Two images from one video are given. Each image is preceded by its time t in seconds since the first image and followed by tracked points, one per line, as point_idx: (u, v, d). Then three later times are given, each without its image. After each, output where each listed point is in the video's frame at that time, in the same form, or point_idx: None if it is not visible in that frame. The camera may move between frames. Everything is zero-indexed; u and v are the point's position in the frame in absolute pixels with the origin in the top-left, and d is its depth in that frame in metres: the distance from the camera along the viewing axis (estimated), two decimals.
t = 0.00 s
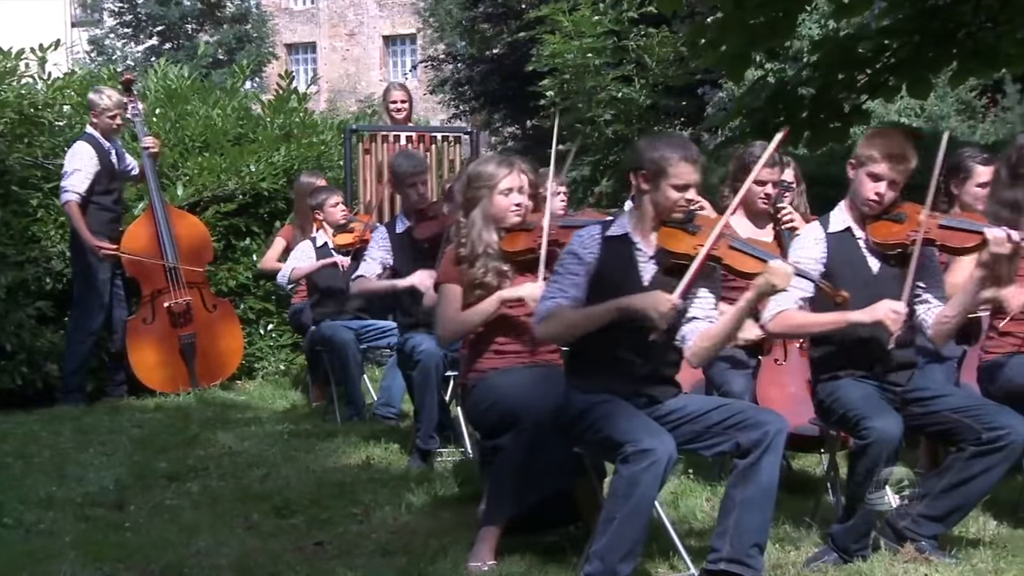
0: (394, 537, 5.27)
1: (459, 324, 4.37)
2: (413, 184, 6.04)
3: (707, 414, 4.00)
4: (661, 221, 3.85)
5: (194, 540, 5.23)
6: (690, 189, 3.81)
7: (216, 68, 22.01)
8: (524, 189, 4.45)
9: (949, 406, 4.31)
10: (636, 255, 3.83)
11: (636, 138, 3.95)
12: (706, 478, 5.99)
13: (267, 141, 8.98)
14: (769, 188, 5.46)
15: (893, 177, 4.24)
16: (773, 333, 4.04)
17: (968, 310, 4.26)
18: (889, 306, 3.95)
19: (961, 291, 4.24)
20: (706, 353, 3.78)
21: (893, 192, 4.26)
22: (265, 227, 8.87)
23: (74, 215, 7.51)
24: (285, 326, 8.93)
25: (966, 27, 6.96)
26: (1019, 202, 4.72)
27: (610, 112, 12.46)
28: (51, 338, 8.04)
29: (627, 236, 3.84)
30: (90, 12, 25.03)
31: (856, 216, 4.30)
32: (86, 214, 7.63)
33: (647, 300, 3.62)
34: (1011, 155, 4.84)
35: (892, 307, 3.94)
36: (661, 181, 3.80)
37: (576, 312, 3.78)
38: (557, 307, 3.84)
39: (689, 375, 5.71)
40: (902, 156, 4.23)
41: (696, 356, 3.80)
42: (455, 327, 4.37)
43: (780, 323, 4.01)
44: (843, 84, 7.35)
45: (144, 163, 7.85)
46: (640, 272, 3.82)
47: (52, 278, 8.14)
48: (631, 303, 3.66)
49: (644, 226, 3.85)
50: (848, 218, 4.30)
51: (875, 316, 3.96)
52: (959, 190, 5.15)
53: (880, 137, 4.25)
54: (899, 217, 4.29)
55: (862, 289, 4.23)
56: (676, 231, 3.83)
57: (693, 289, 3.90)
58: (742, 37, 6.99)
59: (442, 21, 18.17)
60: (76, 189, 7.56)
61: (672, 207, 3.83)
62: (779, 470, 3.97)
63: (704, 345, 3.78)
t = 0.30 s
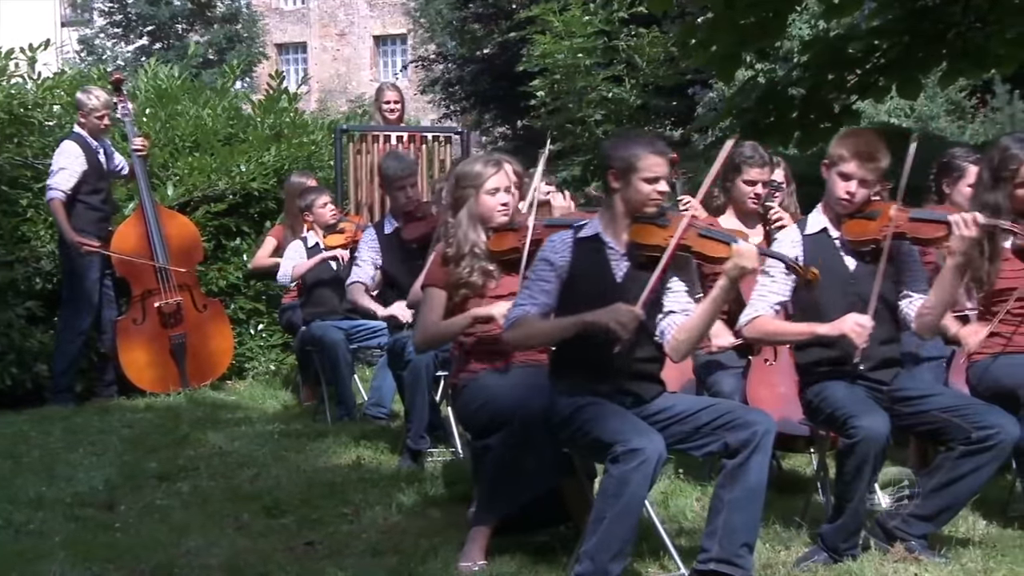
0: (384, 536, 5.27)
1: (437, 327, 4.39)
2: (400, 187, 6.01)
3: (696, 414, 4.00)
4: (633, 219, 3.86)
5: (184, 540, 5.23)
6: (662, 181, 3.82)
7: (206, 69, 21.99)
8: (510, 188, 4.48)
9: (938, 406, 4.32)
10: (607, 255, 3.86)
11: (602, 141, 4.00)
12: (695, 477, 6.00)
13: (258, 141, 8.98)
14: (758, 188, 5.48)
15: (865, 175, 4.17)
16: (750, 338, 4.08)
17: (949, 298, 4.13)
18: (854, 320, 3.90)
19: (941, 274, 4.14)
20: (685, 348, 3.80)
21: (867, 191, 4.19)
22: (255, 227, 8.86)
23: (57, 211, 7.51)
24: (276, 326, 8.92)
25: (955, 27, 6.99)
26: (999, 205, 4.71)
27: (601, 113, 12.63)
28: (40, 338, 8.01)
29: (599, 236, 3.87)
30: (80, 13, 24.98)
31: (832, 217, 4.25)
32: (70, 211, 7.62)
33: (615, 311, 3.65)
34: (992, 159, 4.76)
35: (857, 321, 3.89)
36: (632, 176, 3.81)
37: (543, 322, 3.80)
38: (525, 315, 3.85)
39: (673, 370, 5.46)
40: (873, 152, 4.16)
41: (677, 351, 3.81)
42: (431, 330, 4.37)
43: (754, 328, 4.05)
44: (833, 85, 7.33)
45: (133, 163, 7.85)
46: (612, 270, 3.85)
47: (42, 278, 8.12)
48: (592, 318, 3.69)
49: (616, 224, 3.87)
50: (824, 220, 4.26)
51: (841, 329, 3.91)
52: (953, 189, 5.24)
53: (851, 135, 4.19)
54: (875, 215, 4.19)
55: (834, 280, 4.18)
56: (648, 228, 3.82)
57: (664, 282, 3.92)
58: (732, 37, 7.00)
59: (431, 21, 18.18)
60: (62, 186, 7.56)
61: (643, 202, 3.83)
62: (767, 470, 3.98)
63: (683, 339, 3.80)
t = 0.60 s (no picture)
0: (371, 537, 5.27)
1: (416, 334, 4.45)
2: (388, 186, 6.02)
3: (681, 414, 4.01)
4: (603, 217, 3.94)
5: (171, 540, 5.23)
6: (626, 175, 3.90)
7: (193, 69, 21.95)
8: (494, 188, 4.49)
9: (921, 404, 4.33)
10: (580, 253, 3.93)
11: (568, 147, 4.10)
12: (682, 477, 6.00)
13: (244, 141, 8.97)
14: (745, 188, 5.47)
15: (827, 174, 4.20)
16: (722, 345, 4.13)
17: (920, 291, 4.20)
18: (802, 335, 3.95)
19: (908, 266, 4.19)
20: (671, 336, 3.85)
21: (831, 190, 4.22)
22: (242, 228, 8.85)
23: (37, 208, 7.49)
24: (263, 326, 8.92)
25: (942, 28, 7.07)
26: (987, 197, 4.82)
27: (588, 112, 13.00)
28: (26, 338, 8.04)
29: (571, 238, 3.95)
30: (66, 12, 24.90)
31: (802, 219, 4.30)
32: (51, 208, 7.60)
33: (580, 328, 3.76)
34: (978, 154, 4.85)
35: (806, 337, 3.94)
36: (598, 173, 3.90)
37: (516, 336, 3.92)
38: (498, 328, 3.97)
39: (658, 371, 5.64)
40: (831, 150, 4.18)
41: (663, 339, 3.85)
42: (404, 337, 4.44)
43: (727, 335, 4.09)
44: (819, 85, 7.34)
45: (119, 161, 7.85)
46: (586, 268, 3.91)
47: (28, 278, 8.10)
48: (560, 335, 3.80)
49: (587, 224, 3.96)
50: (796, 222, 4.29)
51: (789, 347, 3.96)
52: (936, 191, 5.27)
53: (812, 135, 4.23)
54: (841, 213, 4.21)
55: (805, 279, 4.19)
56: (616, 224, 3.89)
57: (639, 274, 3.96)
58: (719, 38, 7.01)
59: (418, 21, 18.17)
60: (44, 183, 7.54)
61: (610, 197, 3.90)
62: (752, 470, 3.98)
63: (667, 328, 3.85)
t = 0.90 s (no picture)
0: (355, 537, 5.27)
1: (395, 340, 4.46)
2: (375, 186, 6.08)
3: (663, 414, 4.02)
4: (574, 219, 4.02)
5: (154, 541, 5.22)
6: (595, 175, 4.01)
7: (176, 68, 21.86)
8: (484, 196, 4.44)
9: (899, 403, 4.34)
10: (556, 255, 3.97)
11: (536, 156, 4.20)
12: (666, 477, 6.02)
13: (228, 140, 8.96)
14: (730, 189, 5.48)
15: (791, 175, 4.35)
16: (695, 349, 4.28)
17: (883, 284, 4.18)
18: (751, 357, 4.04)
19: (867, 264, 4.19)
20: (650, 329, 3.91)
21: (796, 190, 4.36)
22: (226, 228, 8.84)
23: (14, 204, 7.47)
24: (247, 326, 8.91)
25: (925, 28, 7.10)
26: (985, 192, 4.75)
27: (572, 113, 12.93)
28: (9, 338, 8.08)
29: (545, 241, 4.00)
30: (48, 11, 24.76)
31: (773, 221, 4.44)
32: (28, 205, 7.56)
33: (552, 344, 3.80)
34: (973, 151, 4.83)
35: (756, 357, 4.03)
36: (567, 175, 4.00)
37: (494, 347, 3.96)
38: (475, 337, 4.00)
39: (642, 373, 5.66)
40: (792, 152, 4.35)
41: (643, 333, 3.92)
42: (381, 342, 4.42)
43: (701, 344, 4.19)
44: (804, 86, 7.36)
45: (101, 160, 7.84)
46: (562, 268, 3.96)
47: (10, 279, 8.07)
48: (532, 354, 3.83)
49: (560, 227, 4.02)
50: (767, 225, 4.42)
51: (740, 367, 4.06)
52: (915, 190, 5.33)
53: (776, 139, 4.40)
54: (806, 212, 4.36)
55: (776, 281, 4.29)
56: (588, 223, 3.94)
57: (615, 271, 3.99)
58: (703, 38, 7.02)
59: (402, 22, 18.14)
60: (25, 180, 7.56)
61: (581, 197, 3.99)
62: (735, 469, 3.99)
63: (646, 322, 3.91)
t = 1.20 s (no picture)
0: (339, 538, 5.26)
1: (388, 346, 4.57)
2: (359, 186, 6.08)
3: (643, 413, 4.02)
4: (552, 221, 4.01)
5: (137, 542, 5.21)
6: (575, 179, 4.00)
7: (158, 68, 21.79)
8: (468, 204, 4.47)
9: (876, 400, 4.34)
10: (533, 257, 3.98)
11: (518, 158, 4.19)
12: (649, 478, 6.02)
13: (211, 141, 8.94)
14: (714, 189, 5.47)
15: (773, 177, 4.35)
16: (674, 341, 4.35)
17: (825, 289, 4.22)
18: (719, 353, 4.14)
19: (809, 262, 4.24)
20: (625, 335, 3.92)
21: (777, 193, 4.35)
22: (210, 228, 8.81)
23: None
24: (231, 326, 8.89)
25: (907, 29, 7.12)
26: (988, 197, 4.71)
27: (556, 113, 13.07)
28: None
29: (523, 244, 4.01)
30: (29, 10, 24.64)
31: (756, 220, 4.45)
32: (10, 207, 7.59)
33: (518, 370, 3.83)
34: (973, 154, 4.82)
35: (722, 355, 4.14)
36: (547, 177, 3.99)
37: (465, 354, 3.99)
38: (449, 341, 4.02)
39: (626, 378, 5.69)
40: (776, 153, 4.33)
41: (617, 337, 3.93)
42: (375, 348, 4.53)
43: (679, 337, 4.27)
44: (787, 86, 7.36)
45: (83, 159, 7.81)
46: (540, 269, 3.96)
47: None
48: (498, 378, 3.86)
49: (540, 230, 4.02)
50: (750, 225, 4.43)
51: (707, 361, 4.15)
52: (890, 194, 5.37)
53: (764, 138, 4.39)
54: (786, 213, 4.36)
55: (753, 278, 4.33)
56: (566, 227, 3.93)
57: (593, 275, 3.98)
58: (686, 39, 7.03)
59: (387, 22, 18.12)
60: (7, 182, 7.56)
61: (560, 200, 3.98)
62: (715, 469, 3.99)
63: (621, 327, 3.91)
